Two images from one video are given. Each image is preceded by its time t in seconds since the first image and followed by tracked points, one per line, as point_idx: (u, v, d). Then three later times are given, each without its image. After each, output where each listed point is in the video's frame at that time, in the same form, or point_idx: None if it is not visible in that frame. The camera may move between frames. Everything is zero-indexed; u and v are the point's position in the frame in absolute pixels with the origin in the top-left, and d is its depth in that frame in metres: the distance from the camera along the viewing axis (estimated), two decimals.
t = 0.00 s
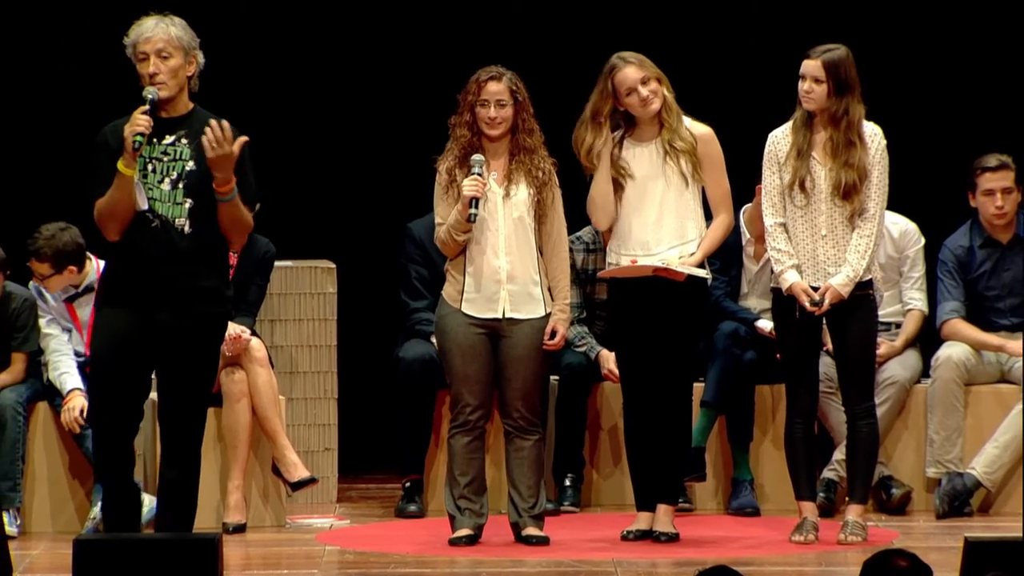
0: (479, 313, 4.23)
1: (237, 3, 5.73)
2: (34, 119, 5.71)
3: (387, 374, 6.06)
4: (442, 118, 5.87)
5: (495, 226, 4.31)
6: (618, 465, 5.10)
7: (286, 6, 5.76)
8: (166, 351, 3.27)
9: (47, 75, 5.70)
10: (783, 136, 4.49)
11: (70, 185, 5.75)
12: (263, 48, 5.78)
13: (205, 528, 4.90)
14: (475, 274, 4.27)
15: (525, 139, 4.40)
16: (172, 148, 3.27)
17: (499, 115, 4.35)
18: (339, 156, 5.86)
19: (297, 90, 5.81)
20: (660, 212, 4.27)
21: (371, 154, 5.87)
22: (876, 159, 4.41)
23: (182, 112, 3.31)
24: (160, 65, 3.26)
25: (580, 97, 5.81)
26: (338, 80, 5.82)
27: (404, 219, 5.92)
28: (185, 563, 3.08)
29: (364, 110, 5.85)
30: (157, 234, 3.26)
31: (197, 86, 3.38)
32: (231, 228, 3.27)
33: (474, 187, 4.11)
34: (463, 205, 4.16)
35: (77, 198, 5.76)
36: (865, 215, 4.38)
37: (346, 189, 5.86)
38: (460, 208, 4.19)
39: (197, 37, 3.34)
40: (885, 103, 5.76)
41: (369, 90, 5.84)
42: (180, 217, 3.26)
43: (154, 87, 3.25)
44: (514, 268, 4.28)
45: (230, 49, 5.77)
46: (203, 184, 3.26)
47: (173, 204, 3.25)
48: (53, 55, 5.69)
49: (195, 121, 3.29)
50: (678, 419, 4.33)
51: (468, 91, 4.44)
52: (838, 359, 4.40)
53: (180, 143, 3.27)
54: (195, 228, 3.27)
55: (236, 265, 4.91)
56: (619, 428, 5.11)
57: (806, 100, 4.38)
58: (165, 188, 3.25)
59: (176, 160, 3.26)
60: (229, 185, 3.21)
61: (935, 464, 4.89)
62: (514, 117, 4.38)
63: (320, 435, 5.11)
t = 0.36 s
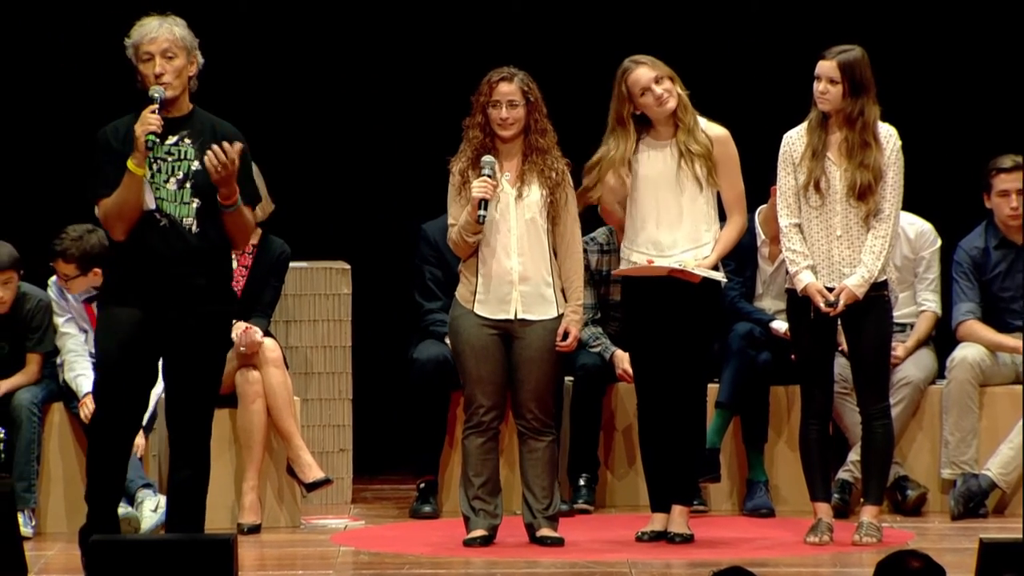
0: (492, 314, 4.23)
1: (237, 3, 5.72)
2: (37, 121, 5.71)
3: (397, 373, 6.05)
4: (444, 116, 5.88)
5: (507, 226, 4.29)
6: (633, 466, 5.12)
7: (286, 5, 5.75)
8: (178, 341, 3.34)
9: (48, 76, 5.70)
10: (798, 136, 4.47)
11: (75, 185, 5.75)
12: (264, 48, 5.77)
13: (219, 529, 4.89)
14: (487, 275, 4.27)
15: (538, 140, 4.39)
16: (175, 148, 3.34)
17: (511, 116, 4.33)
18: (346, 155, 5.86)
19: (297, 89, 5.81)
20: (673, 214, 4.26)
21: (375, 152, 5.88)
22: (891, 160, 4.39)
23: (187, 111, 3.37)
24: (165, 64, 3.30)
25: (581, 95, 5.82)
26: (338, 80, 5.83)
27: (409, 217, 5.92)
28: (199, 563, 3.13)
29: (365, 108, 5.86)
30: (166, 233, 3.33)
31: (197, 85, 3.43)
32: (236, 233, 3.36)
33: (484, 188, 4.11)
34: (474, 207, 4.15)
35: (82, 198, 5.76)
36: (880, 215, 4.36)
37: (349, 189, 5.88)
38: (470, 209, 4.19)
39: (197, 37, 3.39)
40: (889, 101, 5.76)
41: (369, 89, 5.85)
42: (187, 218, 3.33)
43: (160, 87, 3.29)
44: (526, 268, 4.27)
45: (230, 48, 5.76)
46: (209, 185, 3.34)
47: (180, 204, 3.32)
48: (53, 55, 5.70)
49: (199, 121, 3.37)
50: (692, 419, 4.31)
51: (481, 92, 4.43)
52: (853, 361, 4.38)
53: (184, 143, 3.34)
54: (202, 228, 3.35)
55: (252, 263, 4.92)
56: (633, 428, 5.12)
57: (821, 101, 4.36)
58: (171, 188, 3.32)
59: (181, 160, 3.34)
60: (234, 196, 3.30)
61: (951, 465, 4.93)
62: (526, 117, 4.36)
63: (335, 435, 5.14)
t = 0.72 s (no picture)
0: (507, 316, 4.21)
1: (235, 3, 5.76)
2: (39, 121, 5.73)
3: (408, 372, 6.04)
4: (448, 114, 5.90)
5: (521, 228, 4.25)
6: (650, 466, 5.11)
7: (284, 6, 5.79)
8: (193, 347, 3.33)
9: (47, 77, 5.71)
10: (816, 138, 4.44)
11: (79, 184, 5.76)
12: (263, 48, 5.81)
13: (237, 530, 4.89)
14: (502, 277, 4.24)
15: (553, 140, 4.33)
16: (166, 147, 3.33)
17: (524, 117, 4.28)
18: (354, 155, 5.89)
19: (272, 89, 5.83)
20: (686, 217, 4.22)
21: (378, 152, 5.90)
22: (909, 161, 4.36)
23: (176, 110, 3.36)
24: (158, 63, 3.28)
25: (582, 93, 5.83)
26: (338, 80, 5.85)
27: (414, 214, 5.92)
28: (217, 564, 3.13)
29: (365, 109, 5.88)
30: (161, 234, 3.34)
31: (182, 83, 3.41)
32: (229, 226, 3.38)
33: (495, 190, 4.11)
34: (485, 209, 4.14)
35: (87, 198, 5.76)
36: (897, 217, 4.33)
37: (351, 189, 5.88)
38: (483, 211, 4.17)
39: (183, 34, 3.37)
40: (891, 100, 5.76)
41: (371, 89, 5.88)
42: (183, 217, 3.34)
43: (154, 87, 3.27)
44: (541, 270, 4.24)
45: (229, 48, 5.79)
46: (202, 182, 3.35)
47: (174, 203, 3.33)
48: (53, 55, 5.71)
49: (189, 119, 3.36)
50: (709, 421, 4.28)
51: (497, 92, 4.39)
52: (869, 362, 4.35)
53: (174, 143, 3.33)
54: (197, 228, 3.36)
55: (268, 264, 4.93)
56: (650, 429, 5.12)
57: (839, 102, 4.33)
58: (164, 188, 3.33)
59: (173, 160, 3.33)
60: (237, 184, 3.33)
61: (968, 466, 4.92)
62: (542, 118, 4.31)
63: (351, 436, 5.16)
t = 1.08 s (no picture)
0: (521, 317, 4.20)
1: (236, 3, 5.77)
2: (40, 123, 5.67)
3: (417, 373, 6.04)
4: (454, 113, 5.90)
5: (535, 230, 4.24)
6: (664, 468, 5.12)
7: (285, 6, 5.80)
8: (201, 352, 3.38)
9: (47, 78, 5.67)
10: (830, 138, 4.41)
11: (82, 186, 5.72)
12: (266, 48, 5.81)
13: (250, 530, 4.90)
14: (516, 278, 4.23)
15: (569, 142, 4.31)
16: (151, 152, 3.47)
17: (539, 119, 4.26)
18: (361, 156, 5.88)
19: (278, 90, 5.83)
20: (700, 219, 4.20)
21: (388, 152, 5.90)
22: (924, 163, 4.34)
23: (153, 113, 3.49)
24: (142, 68, 3.40)
25: (586, 91, 5.83)
26: (343, 79, 5.85)
27: (422, 214, 5.93)
28: (233, 564, 3.12)
29: (373, 108, 5.88)
30: (155, 239, 3.49)
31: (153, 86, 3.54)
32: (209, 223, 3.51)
33: (509, 192, 4.09)
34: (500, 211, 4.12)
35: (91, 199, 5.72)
36: (912, 218, 4.31)
37: (359, 189, 5.89)
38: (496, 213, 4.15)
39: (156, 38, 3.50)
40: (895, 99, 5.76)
41: (375, 88, 5.87)
42: (173, 221, 3.49)
43: (140, 92, 3.39)
44: (554, 272, 4.22)
45: (231, 48, 5.79)
46: (187, 185, 3.51)
47: (164, 207, 3.47)
48: (53, 55, 5.66)
49: (167, 122, 3.50)
50: (724, 422, 4.26)
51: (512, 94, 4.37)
52: (884, 362, 4.33)
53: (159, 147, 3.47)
54: (186, 230, 3.51)
55: (282, 264, 4.94)
56: (664, 430, 5.12)
57: (853, 103, 4.31)
58: (153, 193, 3.46)
59: (158, 164, 3.47)
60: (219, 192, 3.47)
61: (983, 467, 4.92)
62: (556, 120, 4.30)
63: (366, 437, 5.17)
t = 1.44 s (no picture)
0: (536, 318, 4.19)
1: (236, 3, 5.76)
2: (43, 125, 5.67)
3: (426, 373, 6.03)
4: (459, 113, 5.90)
5: (550, 231, 4.23)
6: (677, 470, 5.12)
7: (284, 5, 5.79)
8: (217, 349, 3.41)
9: (47, 78, 5.66)
10: (843, 139, 4.40)
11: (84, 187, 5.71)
12: (266, 47, 5.81)
13: (264, 532, 4.90)
14: (531, 279, 4.22)
15: (583, 143, 4.31)
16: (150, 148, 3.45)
17: (554, 120, 4.25)
18: (366, 156, 5.88)
19: (281, 90, 5.83)
20: (715, 221, 4.20)
21: (395, 152, 5.90)
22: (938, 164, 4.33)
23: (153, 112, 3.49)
24: (148, 73, 3.41)
25: (590, 90, 5.83)
26: (345, 78, 5.85)
27: (430, 214, 5.93)
28: (246, 563, 3.10)
29: (378, 108, 5.88)
30: (166, 237, 3.48)
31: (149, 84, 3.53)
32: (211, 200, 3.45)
33: (526, 192, 4.06)
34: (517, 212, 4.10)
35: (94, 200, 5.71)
36: (926, 219, 4.29)
37: (366, 190, 5.89)
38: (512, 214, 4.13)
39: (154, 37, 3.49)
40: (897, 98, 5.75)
41: (377, 87, 5.87)
42: (181, 217, 3.49)
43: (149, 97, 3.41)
44: (569, 273, 4.21)
45: (231, 48, 5.79)
46: (188, 177, 3.49)
47: (172, 205, 3.47)
48: (53, 55, 5.66)
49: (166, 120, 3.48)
50: (737, 424, 4.25)
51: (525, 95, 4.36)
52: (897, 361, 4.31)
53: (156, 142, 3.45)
54: (193, 225, 3.51)
55: (294, 266, 4.94)
56: (677, 432, 5.12)
57: (867, 104, 4.29)
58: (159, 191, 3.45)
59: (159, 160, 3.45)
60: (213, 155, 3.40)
61: (996, 469, 4.92)
62: (571, 121, 4.29)
63: (379, 439, 5.17)
